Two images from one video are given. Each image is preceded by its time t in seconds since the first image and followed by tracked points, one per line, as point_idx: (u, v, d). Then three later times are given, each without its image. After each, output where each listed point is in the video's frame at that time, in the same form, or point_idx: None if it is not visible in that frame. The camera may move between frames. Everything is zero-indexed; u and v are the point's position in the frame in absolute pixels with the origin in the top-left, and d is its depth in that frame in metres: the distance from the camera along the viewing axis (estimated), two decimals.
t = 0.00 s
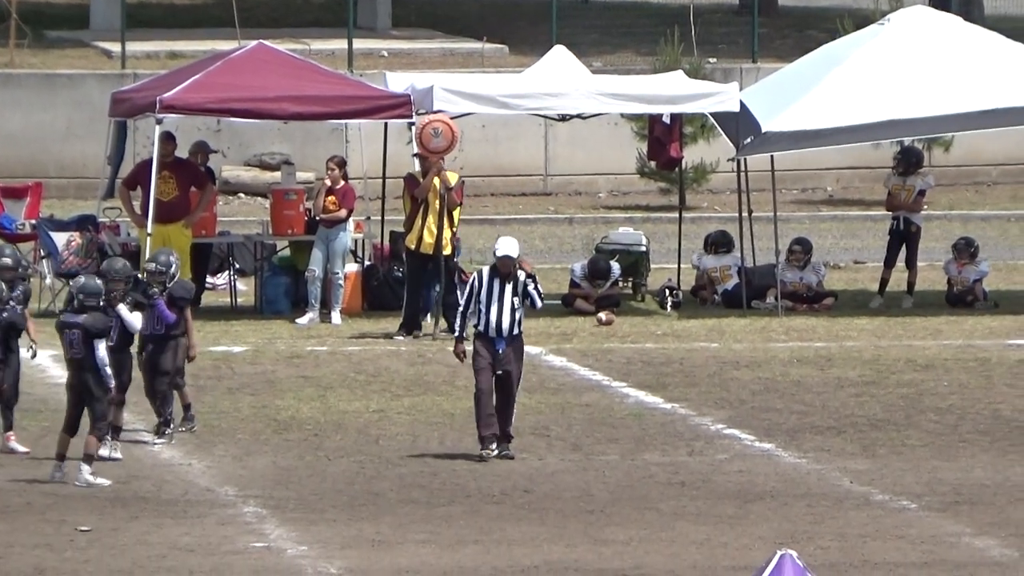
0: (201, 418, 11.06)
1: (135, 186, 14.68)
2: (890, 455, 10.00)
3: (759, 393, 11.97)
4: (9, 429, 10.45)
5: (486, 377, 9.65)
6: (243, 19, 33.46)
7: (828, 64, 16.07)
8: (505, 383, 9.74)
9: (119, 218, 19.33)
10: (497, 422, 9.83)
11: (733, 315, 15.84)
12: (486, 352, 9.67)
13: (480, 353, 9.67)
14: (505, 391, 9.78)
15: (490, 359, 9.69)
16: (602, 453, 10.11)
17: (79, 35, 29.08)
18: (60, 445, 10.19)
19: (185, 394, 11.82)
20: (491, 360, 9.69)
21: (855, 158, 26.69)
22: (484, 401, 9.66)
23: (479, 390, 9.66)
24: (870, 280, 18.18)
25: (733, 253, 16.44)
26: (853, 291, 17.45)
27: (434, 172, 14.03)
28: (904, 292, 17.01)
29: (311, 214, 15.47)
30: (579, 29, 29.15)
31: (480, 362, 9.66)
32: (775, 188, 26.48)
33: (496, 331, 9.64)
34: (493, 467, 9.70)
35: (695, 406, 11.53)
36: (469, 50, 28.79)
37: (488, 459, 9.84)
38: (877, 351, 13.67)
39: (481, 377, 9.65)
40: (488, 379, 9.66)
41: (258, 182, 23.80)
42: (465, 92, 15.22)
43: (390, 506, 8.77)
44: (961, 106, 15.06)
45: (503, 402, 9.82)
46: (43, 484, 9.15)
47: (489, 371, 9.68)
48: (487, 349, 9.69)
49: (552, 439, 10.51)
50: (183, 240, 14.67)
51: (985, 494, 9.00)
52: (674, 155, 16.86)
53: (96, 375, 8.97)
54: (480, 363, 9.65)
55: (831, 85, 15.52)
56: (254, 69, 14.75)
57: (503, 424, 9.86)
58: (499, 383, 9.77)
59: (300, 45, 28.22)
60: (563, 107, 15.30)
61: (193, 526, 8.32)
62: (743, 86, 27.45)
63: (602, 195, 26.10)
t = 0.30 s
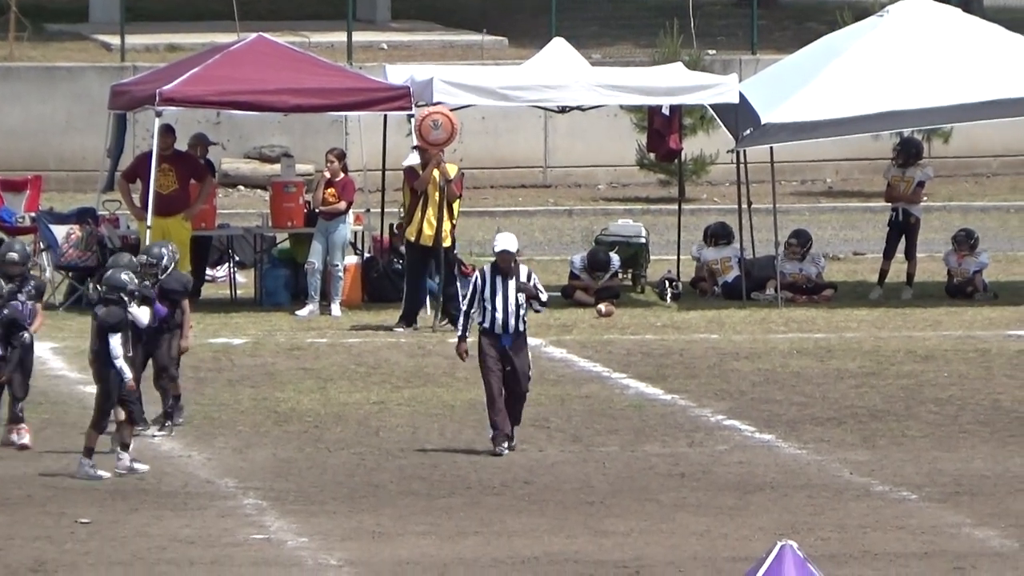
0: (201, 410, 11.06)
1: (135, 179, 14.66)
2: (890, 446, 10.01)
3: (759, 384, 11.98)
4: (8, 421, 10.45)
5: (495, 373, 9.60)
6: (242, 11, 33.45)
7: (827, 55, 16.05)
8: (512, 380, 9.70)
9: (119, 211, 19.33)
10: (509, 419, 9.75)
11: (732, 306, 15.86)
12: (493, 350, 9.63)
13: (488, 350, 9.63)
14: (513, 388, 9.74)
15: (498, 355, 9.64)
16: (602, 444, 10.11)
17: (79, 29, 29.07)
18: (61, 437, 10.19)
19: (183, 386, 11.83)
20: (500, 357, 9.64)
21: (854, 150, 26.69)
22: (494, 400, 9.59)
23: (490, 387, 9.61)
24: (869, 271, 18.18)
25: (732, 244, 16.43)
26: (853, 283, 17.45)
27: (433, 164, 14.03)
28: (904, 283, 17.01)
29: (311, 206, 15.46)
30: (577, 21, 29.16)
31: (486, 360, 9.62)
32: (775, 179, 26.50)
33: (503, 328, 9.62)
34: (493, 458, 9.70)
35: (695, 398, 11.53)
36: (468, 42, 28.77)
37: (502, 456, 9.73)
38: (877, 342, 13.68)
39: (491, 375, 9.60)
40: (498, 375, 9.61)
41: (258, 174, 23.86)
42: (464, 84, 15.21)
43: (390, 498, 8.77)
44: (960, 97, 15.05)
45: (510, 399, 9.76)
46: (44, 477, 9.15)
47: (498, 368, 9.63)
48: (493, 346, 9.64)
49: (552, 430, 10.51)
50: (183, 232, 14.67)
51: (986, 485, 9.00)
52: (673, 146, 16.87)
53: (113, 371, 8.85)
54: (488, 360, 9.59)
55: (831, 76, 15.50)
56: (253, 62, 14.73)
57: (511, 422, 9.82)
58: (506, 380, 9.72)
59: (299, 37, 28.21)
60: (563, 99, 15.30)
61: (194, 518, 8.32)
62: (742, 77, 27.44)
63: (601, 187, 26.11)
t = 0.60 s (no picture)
0: (192, 401, 11.05)
1: (126, 171, 14.67)
2: (882, 438, 10.01)
3: (750, 375, 11.98)
4: None
5: (485, 366, 9.53)
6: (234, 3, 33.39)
7: (819, 47, 16.03)
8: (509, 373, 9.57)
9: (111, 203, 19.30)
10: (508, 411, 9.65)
11: (724, 297, 15.85)
12: (488, 341, 9.53)
13: (481, 343, 9.55)
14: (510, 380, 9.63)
15: (492, 348, 9.54)
16: (594, 436, 10.11)
17: (70, 20, 29.01)
18: (51, 429, 10.17)
19: (175, 378, 11.82)
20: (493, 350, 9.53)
21: (846, 141, 26.70)
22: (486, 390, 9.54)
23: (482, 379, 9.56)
24: (861, 263, 18.18)
25: (724, 236, 16.34)
26: (845, 274, 17.45)
27: (425, 156, 14.01)
28: (896, 274, 17.02)
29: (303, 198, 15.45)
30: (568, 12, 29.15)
31: (481, 351, 9.55)
32: (767, 170, 26.51)
33: (498, 320, 9.49)
34: (485, 450, 9.70)
35: (686, 389, 11.54)
36: (460, 33, 28.74)
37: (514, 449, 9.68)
38: (869, 333, 13.68)
39: (482, 368, 9.53)
40: (489, 368, 9.52)
41: (250, 165, 23.85)
42: (455, 75, 15.16)
43: (382, 490, 8.77)
44: (951, 88, 15.05)
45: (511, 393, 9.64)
46: (35, 468, 9.14)
47: (491, 361, 9.53)
48: (489, 338, 9.54)
49: (544, 422, 10.51)
50: (174, 226, 14.66)
51: (977, 476, 9.01)
52: (665, 137, 16.84)
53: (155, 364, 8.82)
54: (480, 353, 9.54)
55: (823, 67, 15.49)
56: (243, 53, 14.70)
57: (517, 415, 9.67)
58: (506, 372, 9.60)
59: (291, 28, 28.16)
60: (554, 90, 15.22)
61: (186, 510, 8.31)
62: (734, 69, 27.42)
63: (593, 178, 26.09)
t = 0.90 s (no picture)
0: (188, 394, 11.05)
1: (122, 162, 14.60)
2: (878, 431, 10.01)
3: (746, 368, 11.99)
4: None
5: (495, 361, 9.47)
6: None
7: (815, 40, 16.01)
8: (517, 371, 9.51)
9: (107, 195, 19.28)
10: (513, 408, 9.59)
11: (720, 290, 15.85)
12: (498, 338, 9.45)
13: (492, 339, 9.47)
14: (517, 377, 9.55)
15: (502, 344, 9.47)
16: (590, 429, 10.11)
17: (66, 13, 28.98)
18: (47, 422, 10.15)
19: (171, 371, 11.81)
20: (504, 347, 9.47)
21: (842, 134, 26.70)
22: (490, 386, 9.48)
23: (490, 375, 9.50)
24: (857, 256, 18.18)
25: (720, 228, 16.47)
26: (841, 267, 17.45)
27: (421, 148, 13.99)
28: (892, 267, 17.02)
29: (299, 190, 15.43)
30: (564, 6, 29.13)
31: (491, 346, 9.48)
32: (763, 163, 26.52)
33: (509, 317, 9.41)
34: (480, 443, 9.70)
35: (682, 382, 11.53)
36: (456, 26, 28.71)
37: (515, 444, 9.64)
38: (865, 326, 13.69)
39: (492, 363, 9.48)
40: (498, 363, 9.47)
41: (246, 157, 23.85)
42: (451, 68, 15.13)
43: (378, 483, 8.76)
44: (947, 82, 15.05)
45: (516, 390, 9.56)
46: (31, 461, 9.13)
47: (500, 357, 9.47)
48: (499, 335, 9.47)
49: (539, 415, 10.50)
50: (170, 217, 14.62)
51: (973, 470, 9.02)
52: (661, 130, 16.82)
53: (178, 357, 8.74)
54: (491, 348, 9.46)
55: (820, 60, 15.48)
56: (240, 46, 14.67)
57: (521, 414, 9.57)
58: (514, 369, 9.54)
59: (286, 21, 28.13)
60: (550, 83, 15.25)
61: (181, 503, 8.30)
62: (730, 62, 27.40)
63: (589, 170, 26.08)
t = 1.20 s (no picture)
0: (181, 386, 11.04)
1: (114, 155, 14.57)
2: (870, 423, 10.03)
3: (738, 361, 12.00)
4: None
5: (505, 355, 9.36)
6: None
7: (807, 32, 16.01)
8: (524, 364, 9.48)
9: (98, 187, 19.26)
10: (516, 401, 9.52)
11: (711, 282, 15.85)
12: (505, 333, 9.41)
13: (499, 334, 9.40)
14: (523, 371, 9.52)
15: (509, 339, 9.42)
16: (581, 421, 10.11)
17: (57, 5, 28.94)
18: (39, 414, 10.15)
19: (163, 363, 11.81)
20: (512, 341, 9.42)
21: (833, 126, 26.73)
22: (501, 380, 9.37)
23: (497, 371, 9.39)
24: (850, 248, 18.20)
25: (712, 221, 16.37)
26: (833, 259, 17.48)
27: (412, 140, 13.98)
28: (883, 260, 17.05)
29: (290, 181, 15.42)
30: None
31: (499, 341, 9.40)
32: (754, 155, 26.54)
33: (516, 311, 9.39)
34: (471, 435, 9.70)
35: (674, 374, 11.55)
36: (447, 19, 28.70)
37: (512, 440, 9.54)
38: (857, 318, 13.71)
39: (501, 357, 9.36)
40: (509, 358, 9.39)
41: (237, 150, 23.83)
42: (443, 61, 15.11)
43: (370, 475, 8.76)
44: (939, 75, 15.06)
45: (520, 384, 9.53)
46: (23, 453, 9.12)
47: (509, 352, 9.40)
48: (505, 329, 9.42)
49: (531, 407, 10.51)
50: (162, 209, 14.62)
51: (965, 462, 9.03)
52: (653, 123, 16.81)
53: (199, 348, 8.71)
54: (500, 344, 9.38)
55: (811, 53, 15.48)
56: (231, 38, 14.63)
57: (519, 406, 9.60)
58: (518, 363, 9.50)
59: (278, 13, 28.10)
60: (542, 75, 15.21)
61: (173, 494, 8.30)
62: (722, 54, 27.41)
63: (581, 163, 26.09)
